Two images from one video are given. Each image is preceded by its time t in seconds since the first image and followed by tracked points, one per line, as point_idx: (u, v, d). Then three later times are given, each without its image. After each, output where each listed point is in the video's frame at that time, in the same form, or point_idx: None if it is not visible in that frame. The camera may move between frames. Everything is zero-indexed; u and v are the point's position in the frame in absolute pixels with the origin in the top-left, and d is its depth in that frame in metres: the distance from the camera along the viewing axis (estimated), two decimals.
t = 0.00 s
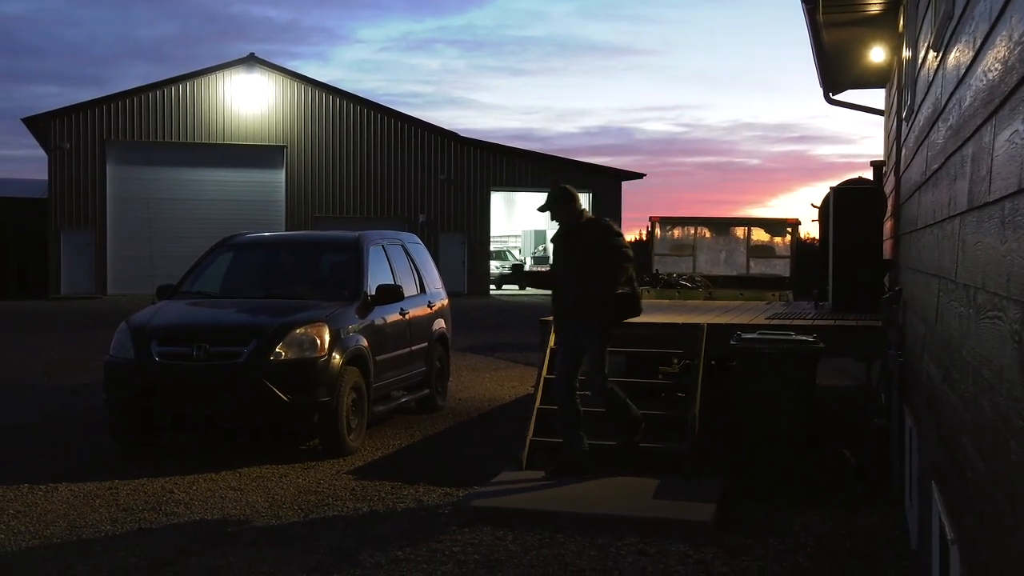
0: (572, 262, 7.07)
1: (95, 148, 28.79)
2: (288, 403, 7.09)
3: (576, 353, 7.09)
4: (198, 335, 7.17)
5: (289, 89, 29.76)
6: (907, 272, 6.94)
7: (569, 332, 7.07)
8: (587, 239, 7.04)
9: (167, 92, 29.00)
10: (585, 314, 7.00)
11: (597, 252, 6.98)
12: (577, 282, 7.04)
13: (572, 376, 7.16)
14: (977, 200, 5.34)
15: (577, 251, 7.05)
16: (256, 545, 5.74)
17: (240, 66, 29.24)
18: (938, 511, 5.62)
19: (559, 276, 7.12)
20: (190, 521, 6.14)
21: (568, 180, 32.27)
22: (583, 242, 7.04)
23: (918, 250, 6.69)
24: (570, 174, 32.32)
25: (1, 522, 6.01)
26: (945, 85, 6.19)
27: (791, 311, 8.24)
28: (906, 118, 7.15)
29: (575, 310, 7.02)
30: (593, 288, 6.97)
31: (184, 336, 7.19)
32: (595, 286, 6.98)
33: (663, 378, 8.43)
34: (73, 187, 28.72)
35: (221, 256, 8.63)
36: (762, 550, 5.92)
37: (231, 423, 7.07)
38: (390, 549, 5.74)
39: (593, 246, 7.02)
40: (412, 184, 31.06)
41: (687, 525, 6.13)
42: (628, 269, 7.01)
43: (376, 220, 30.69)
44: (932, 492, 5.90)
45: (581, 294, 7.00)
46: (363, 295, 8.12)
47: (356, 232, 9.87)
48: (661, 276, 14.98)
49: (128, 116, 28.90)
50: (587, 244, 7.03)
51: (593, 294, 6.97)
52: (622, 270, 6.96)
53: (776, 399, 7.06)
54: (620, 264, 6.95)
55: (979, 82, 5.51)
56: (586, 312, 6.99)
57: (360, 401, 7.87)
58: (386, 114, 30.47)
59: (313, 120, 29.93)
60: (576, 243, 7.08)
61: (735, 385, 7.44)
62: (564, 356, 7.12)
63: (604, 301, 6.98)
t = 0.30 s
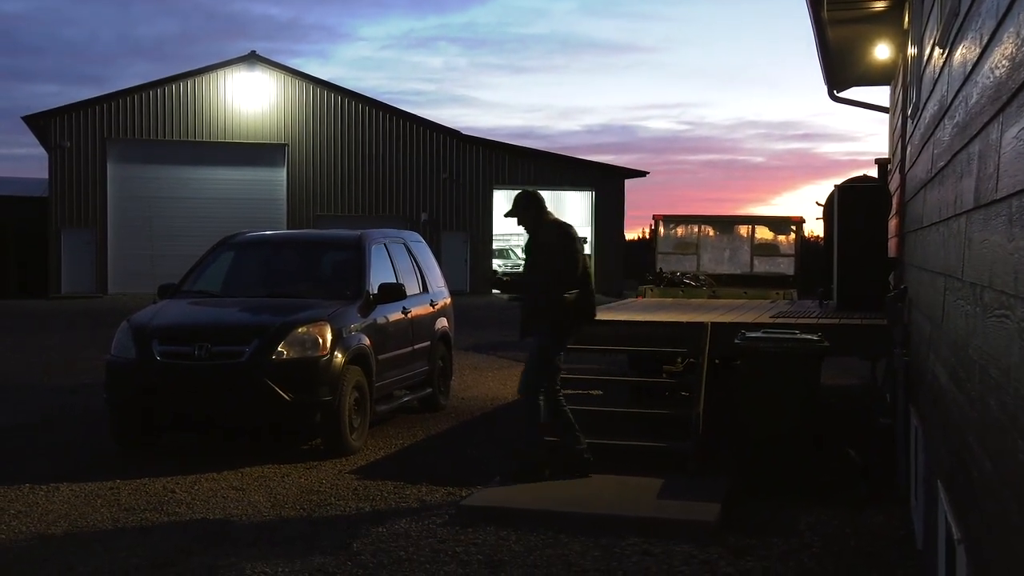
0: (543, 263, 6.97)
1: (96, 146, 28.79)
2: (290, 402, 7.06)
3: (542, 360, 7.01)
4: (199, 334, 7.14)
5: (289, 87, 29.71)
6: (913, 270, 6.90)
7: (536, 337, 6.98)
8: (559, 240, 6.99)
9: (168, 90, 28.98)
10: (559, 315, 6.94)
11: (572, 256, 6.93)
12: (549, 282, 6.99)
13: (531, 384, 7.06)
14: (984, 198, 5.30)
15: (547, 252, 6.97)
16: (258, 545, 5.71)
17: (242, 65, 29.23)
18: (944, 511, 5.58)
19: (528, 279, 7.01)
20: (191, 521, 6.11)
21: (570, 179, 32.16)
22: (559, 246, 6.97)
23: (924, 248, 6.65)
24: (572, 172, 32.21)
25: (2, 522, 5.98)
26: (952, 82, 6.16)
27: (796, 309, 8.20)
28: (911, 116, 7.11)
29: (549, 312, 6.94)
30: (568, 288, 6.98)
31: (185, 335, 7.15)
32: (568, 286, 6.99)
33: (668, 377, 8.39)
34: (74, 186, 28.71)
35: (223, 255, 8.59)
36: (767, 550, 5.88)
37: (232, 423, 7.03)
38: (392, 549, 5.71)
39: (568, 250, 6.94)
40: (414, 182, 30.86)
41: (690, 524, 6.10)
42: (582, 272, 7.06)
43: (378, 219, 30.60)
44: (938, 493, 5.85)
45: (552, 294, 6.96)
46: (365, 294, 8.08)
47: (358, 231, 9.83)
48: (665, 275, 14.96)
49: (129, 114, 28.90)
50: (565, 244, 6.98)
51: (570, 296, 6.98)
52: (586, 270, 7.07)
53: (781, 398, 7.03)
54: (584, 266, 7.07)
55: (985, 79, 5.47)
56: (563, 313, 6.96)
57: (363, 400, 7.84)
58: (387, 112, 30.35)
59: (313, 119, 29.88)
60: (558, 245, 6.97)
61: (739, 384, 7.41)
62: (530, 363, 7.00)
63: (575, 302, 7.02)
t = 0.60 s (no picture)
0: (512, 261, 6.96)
1: (97, 144, 28.76)
2: (293, 402, 7.03)
3: (510, 362, 6.94)
4: (201, 334, 7.11)
5: (291, 85, 29.67)
6: (919, 268, 6.86)
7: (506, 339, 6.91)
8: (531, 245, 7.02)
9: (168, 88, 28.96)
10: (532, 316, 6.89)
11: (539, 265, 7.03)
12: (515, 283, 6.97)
13: (502, 389, 6.94)
14: (992, 195, 5.26)
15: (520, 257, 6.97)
16: (261, 545, 5.68)
17: (243, 62, 29.25)
18: (951, 510, 5.55)
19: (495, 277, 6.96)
20: (194, 521, 6.08)
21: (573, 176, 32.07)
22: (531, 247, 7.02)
23: (930, 246, 6.61)
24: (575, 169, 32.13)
25: (3, 522, 5.95)
26: (958, 79, 6.12)
27: (801, 308, 8.16)
28: (917, 112, 7.07)
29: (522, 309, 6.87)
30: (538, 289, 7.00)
31: (188, 335, 7.12)
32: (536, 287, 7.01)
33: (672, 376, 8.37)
34: (75, 184, 28.69)
35: (225, 253, 8.55)
36: (772, 550, 5.85)
37: (235, 423, 7.01)
38: (395, 549, 5.67)
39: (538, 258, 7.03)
40: (417, 179, 30.72)
41: (695, 524, 6.06)
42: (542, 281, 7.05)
43: (383, 217, 30.45)
44: (945, 491, 5.81)
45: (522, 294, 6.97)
46: (368, 293, 8.05)
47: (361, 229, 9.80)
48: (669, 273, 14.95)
49: (130, 112, 28.88)
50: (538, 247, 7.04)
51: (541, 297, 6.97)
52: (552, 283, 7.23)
53: (787, 397, 6.99)
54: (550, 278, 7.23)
55: (992, 75, 5.43)
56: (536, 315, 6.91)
57: (366, 400, 7.81)
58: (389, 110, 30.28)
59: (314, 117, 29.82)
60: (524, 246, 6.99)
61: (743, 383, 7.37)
62: (498, 364, 6.90)
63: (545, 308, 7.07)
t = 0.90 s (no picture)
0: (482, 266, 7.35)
1: (99, 143, 28.76)
2: (297, 402, 7.00)
3: (486, 363, 7.32)
4: (205, 333, 7.08)
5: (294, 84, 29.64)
6: (926, 267, 6.82)
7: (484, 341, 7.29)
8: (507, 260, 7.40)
9: (171, 87, 28.94)
10: (500, 320, 7.26)
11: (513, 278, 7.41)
12: (484, 289, 7.39)
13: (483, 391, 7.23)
14: (1000, 192, 5.22)
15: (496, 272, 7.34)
16: (265, 544, 5.65)
17: (246, 61, 29.14)
18: (958, 510, 5.51)
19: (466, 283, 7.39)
20: (198, 520, 6.05)
21: (576, 175, 32.00)
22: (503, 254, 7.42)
23: (938, 244, 6.58)
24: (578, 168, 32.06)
25: (7, 522, 5.92)
26: (966, 76, 6.08)
27: (808, 306, 8.13)
28: (924, 110, 7.04)
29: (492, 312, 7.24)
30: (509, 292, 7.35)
31: (192, 334, 7.09)
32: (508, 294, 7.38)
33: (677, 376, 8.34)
34: (79, 184, 28.70)
35: (229, 252, 8.53)
36: (778, 549, 5.81)
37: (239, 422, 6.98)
38: (400, 549, 5.64)
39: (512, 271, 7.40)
40: (421, 178, 30.66)
41: (701, 523, 6.03)
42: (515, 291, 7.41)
43: (385, 216, 30.42)
44: (953, 490, 5.78)
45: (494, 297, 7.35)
46: (372, 292, 8.01)
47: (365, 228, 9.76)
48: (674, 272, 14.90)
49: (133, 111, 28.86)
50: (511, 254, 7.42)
51: (511, 305, 7.32)
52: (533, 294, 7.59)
53: (794, 395, 6.95)
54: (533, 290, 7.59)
55: (1000, 72, 5.39)
56: (504, 320, 7.27)
57: (370, 399, 7.78)
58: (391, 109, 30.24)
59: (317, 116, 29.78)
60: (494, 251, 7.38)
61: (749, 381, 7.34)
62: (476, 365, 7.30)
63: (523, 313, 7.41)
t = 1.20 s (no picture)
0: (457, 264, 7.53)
1: (100, 142, 28.71)
2: (300, 402, 6.97)
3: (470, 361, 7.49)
4: (208, 332, 7.04)
5: (296, 83, 29.59)
6: (934, 265, 6.78)
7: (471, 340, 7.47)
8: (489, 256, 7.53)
9: (172, 86, 28.89)
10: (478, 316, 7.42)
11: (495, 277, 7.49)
12: (464, 284, 7.54)
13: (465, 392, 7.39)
14: (1008, 190, 5.18)
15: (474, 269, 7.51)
16: (267, 545, 5.61)
17: (248, 59, 29.20)
18: (966, 510, 5.47)
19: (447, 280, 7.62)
20: (200, 520, 6.02)
21: (579, 174, 31.96)
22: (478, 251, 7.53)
23: (945, 243, 6.53)
24: (581, 167, 32.01)
25: (8, 522, 5.88)
26: (973, 73, 6.04)
27: (813, 306, 8.09)
28: (931, 108, 6.99)
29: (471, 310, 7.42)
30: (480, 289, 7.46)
31: (194, 333, 7.06)
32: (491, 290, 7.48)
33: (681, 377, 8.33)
34: (80, 183, 28.64)
35: (231, 252, 8.49)
36: (784, 550, 5.77)
37: (242, 422, 6.94)
38: (403, 549, 5.60)
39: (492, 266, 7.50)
40: (424, 177, 30.62)
41: (706, 523, 5.99)
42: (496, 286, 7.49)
43: (387, 215, 30.38)
44: (960, 491, 5.73)
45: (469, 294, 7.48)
46: (375, 291, 7.98)
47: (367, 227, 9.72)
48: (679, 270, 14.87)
49: (133, 109, 28.81)
50: (489, 252, 7.51)
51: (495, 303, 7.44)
52: (521, 291, 7.57)
53: (799, 395, 6.91)
54: (519, 287, 7.57)
55: (1009, 69, 5.34)
56: (477, 315, 7.42)
57: (373, 399, 7.74)
58: (393, 108, 30.19)
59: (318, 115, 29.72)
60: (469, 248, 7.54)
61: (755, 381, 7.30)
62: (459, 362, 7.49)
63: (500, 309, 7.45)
